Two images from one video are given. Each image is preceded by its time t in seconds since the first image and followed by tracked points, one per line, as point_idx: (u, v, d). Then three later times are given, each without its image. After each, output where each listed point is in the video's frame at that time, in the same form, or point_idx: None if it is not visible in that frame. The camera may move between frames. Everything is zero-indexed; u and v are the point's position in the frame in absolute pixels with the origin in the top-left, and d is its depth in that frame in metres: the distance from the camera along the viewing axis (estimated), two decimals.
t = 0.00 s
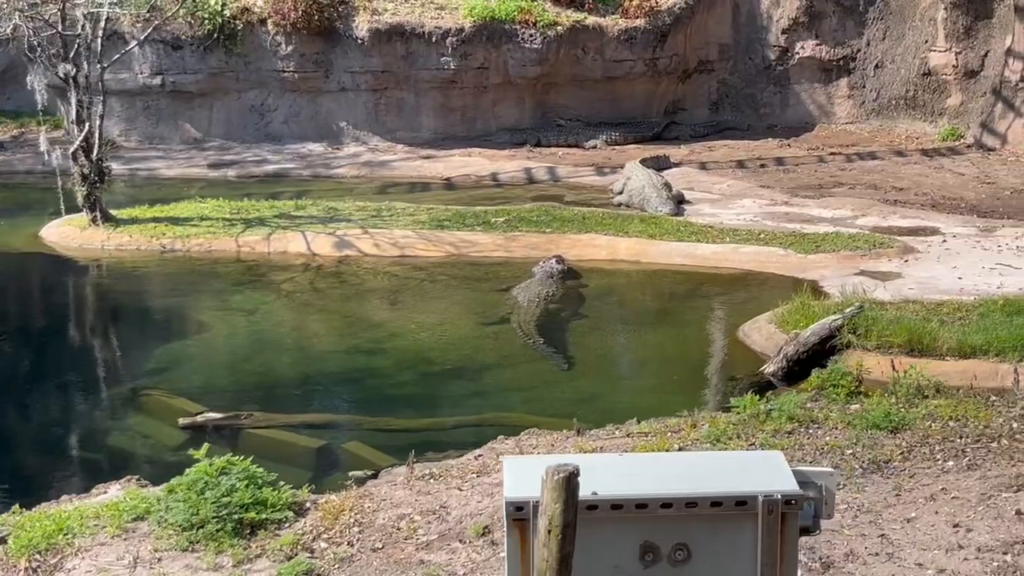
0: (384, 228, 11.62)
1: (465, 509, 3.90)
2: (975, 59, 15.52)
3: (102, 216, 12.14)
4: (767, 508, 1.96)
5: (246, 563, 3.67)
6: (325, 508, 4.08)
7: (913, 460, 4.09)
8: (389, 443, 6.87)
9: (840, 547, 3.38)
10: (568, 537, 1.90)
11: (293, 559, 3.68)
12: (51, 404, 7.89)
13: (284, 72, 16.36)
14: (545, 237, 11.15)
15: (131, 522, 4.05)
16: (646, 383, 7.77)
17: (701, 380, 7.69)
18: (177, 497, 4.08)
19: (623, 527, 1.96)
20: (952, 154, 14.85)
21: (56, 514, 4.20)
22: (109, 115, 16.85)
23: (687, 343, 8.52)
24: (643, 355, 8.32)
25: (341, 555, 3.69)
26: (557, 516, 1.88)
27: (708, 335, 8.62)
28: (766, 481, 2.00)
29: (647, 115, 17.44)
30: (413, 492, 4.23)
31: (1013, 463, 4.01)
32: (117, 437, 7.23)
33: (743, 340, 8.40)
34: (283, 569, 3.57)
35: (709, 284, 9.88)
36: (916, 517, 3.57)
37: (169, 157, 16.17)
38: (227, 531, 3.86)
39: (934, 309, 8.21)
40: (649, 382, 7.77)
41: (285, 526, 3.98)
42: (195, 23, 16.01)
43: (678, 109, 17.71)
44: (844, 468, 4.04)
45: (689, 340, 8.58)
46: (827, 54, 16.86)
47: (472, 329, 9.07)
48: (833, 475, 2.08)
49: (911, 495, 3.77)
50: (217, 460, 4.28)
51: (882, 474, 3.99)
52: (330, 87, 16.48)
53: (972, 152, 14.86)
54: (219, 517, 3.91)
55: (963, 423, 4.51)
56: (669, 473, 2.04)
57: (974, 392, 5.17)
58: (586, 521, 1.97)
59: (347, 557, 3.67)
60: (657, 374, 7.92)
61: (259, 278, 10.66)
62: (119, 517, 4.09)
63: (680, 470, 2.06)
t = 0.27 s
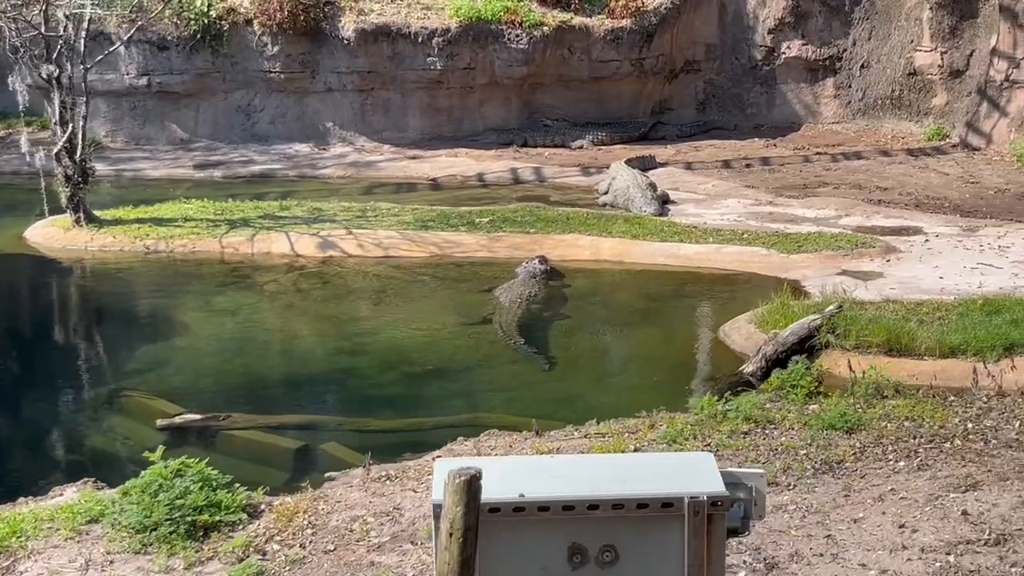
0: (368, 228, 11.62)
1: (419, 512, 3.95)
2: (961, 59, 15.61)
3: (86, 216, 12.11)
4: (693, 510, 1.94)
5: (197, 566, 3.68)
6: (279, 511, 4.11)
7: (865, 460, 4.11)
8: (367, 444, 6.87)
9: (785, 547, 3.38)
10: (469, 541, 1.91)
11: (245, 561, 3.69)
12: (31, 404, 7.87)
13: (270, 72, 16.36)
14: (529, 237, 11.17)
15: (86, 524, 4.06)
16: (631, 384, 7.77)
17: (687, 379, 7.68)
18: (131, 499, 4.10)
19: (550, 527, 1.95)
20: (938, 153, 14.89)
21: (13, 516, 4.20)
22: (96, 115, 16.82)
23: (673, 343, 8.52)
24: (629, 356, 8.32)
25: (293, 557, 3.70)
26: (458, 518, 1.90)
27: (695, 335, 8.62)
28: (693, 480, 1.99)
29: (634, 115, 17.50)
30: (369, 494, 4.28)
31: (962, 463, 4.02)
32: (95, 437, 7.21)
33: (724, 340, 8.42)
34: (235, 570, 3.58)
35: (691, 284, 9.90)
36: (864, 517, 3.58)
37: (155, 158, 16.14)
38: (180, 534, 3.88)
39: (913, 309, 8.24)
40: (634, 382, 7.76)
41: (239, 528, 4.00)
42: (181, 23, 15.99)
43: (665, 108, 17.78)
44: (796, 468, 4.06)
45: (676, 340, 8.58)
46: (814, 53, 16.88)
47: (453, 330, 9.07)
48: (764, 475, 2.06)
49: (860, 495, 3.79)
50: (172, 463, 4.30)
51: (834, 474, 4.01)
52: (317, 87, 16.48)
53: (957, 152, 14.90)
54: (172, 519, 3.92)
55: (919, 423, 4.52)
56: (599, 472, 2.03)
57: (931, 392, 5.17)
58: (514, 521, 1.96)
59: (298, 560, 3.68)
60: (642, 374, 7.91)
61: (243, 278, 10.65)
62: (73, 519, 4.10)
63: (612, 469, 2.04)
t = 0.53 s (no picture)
0: (353, 229, 11.62)
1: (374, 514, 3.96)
2: (947, 59, 15.66)
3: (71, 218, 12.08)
4: (625, 511, 1.89)
5: (152, 568, 3.69)
6: (236, 513, 4.12)
7: (821, 461, 4.12)
8: (353, 443, 6.86)
9: (735, 549, 3.37)
10: (378, 542, 2.04)
11: (201, 562, 3.69)
12: (14, 405, 7.86)
13: (258, 73, 16.34)
14: (514, 238, 11.18)
15: (42, 528, 4.08)
16: (624, 384, 7.76)
17: (680, 379, 7.66)
18: (88, 502, 4.11)
19: (482, 529, 1.89)
20: (925, 153, 14.92)
21: None
22: (83, 116, 16.80)
23: (663, 343, 8.52)
24: (621, 355, 8.33)
25: (248, 559, 3.69)
26: (366, 521, 2.01)
27: (685, 335, 8.63)
28: (624, 480, 1.94)
29: (622, 115, 17.53)
30: (327, 495, 4.28)
31: (918, 463, 4.00)
32: (76, 438, 7.20)
33: (706, 341, 8.43)
34: (190, 570, 3.58)
35: (675, 284, 9.93)
36: (815, 518, 3.56)
37: (143, 159, 16.12)
38: (136, 536, 3.89)
39: (894, 309, 8.25)
40: (625, 383, 7.76)
41: (196, 531, 4.02)
42: (168, 23, 15.95)
43: (653, 109, 17.81)
44: (754, 468, 4.08)
45: (666, 340, 8.59)
46: (800, 54, 16.94)
47: (436, 330, 9.08)
48: (701, 476, 1.99)
49: (814, 495, 3.78)
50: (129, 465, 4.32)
51: (791, 474, 4.02)
52: (305, 88, 16.49)
53: (944, 152, 14.93)
54: (128, 521, 3.94)
55: (877, 424, 4.53)
56: (534, 472, 1.97)
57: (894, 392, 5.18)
58: (447, 523, 1.90)
59: (253, 562, 3.67)
60: (633, 375, 7.91)
61: (228, 278, 10.65)
62: (30, 522, 4.12)
63: (546, 470, 1.98)
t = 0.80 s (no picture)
0: (339, 230, 11.61)
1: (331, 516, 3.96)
2: (935, 59, 15.68)
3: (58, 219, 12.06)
4: (557, 513, 1.63)
5: (107, 571, 3.70)
6: (193, 515, 4.13)
7: (778, 462, 4.13)
8: (323, 445, 6.84)
9: (686, 549, 3.38)
10: (283, 545, 2.68)
11: (155, 565, 3.72)
12: None
13: (246, 74, 16.34)
14: (500, 239, 11.20)
15: None
16: (609, 385, 7.74)
17: (667, 379, 7.65)
18: (46, 506, 4.13)
19: (414, 534, 1.62)
20: (913, 153, 14.95)
21: None
22: (72, 118, 16.78)
23: (652, 343, 8.52)
24: (612, 355, 8.34)
25: (203, 562, 3.70)
26: (274, 525, 2.67)
27: (670, 335, 8.64)
28: (558, 478, 1.67)
29: (611, 116, 17.57)
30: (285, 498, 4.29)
31: (874, 464, 3.98)
32: (58, 439, 7.18)
33: (690, 342, 8.43)
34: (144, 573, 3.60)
35: (659, 284, 9.95)
36: (767, 519, 3.56)
37: (131, 160, 16.10)
38: (93, 538, 3.92)
39: (876, 308, 8.25)
40: (609, 383, 7.74)
41: (153, 532, 4.05)
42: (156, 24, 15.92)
43: (642, 109, 17.89)
44: (710, 469, 4.11)
45: (655, 340, 8.59)
46: (789, 54, 16.98)
47: (421, 331, 9.08)
48: (638, 477, 1.76)
49: (767, 497, 3.78)
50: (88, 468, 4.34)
51: (748, 475, 4.03)
52: (293, 89, 16.49)
53: (932, 151, 14.95)
54: (87, 524, 3.98)
55: (838, 424, 4.53)
56: (471, 469, 1.69)
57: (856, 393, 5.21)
58: (377, 528, 1.62)
59: (208, 564, 3.68)
60: (619, 374, 7.90)
61: (214, 279, 10.65)
62: None
63: (485, 466, 1.71)
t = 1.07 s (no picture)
0: (326, 231, 11.62)
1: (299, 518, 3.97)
2: (925, 59, 15.73)
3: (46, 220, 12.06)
4: (488, 513, 1.63)
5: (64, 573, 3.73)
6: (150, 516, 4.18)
7: (735, 462, 4.17)
8: (301, 447, 6.82)
9: (635, 549, 3.39)
10: (188, 545, 2.94)
11: (111, 565, 3.75)
12: None
13: (236, 75, 16.35)
14: (487, 239, 11.23)
15: None
16: (596, 384, 7.72)
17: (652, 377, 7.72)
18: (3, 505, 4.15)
19: (346, 535, 1.62)
20: (901, 153, 14.97)
21: None
22: (63, 119, 16.79)
23: (638, 344, 8.52)
24: (605, 355, 8.34)
25: (157, 564, 3.72)
26: (181, 526, 2.93)
27: (656, 335, 8.66)
28: (490, 479, 1.67)
29: (601, 116, 17.68)
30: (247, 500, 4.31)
31: (829, 464, 4.02)
32: (43, 441, 7.18)
33: (675, 342, 8.42)
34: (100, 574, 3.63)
35: (645, 284, 9.96)
36: (718, 519, 3.59)
37: (122, 161, 16.10)
38: (50, 540, 3.96)
39: (860, 308, 8.26)
40: (595, 382, 7.73)
41: (112, 532, 4.11)
42: (145, 25, 15.90)
43: (632, 109, 17.89)
44: (666, 470, 4.13)
45: (642, 340, 8.59)
46: (779, 54, 17.05)
47: (407, 330, 9.11)
48: (573, 476, 1.76)
49: (720, 497, 3.80)
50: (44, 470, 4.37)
51: (704, 475, 4.06)
52: (283, 90, 16.52)
53: (920, 151, 14.96)
54: (44, 525, 4.01)
55: (797, 424, 4.59)
56: (405, 472, 1.69)
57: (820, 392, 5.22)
58: (309, 528, 1.62)
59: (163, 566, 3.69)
60: (606, 374, 7.88)
61: (201, 280, 10.66)
62: None
63: (421, 468, 1.71)
